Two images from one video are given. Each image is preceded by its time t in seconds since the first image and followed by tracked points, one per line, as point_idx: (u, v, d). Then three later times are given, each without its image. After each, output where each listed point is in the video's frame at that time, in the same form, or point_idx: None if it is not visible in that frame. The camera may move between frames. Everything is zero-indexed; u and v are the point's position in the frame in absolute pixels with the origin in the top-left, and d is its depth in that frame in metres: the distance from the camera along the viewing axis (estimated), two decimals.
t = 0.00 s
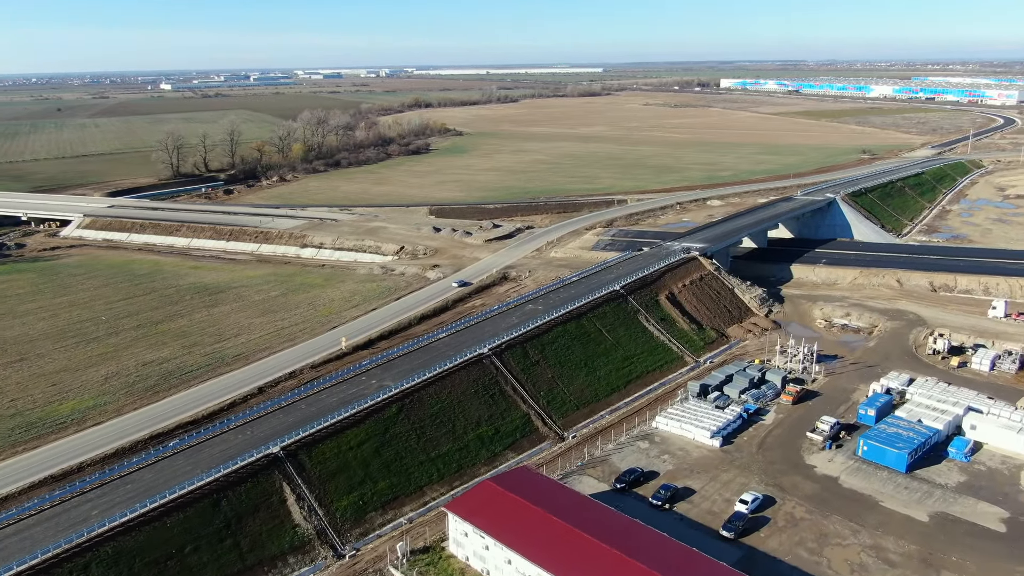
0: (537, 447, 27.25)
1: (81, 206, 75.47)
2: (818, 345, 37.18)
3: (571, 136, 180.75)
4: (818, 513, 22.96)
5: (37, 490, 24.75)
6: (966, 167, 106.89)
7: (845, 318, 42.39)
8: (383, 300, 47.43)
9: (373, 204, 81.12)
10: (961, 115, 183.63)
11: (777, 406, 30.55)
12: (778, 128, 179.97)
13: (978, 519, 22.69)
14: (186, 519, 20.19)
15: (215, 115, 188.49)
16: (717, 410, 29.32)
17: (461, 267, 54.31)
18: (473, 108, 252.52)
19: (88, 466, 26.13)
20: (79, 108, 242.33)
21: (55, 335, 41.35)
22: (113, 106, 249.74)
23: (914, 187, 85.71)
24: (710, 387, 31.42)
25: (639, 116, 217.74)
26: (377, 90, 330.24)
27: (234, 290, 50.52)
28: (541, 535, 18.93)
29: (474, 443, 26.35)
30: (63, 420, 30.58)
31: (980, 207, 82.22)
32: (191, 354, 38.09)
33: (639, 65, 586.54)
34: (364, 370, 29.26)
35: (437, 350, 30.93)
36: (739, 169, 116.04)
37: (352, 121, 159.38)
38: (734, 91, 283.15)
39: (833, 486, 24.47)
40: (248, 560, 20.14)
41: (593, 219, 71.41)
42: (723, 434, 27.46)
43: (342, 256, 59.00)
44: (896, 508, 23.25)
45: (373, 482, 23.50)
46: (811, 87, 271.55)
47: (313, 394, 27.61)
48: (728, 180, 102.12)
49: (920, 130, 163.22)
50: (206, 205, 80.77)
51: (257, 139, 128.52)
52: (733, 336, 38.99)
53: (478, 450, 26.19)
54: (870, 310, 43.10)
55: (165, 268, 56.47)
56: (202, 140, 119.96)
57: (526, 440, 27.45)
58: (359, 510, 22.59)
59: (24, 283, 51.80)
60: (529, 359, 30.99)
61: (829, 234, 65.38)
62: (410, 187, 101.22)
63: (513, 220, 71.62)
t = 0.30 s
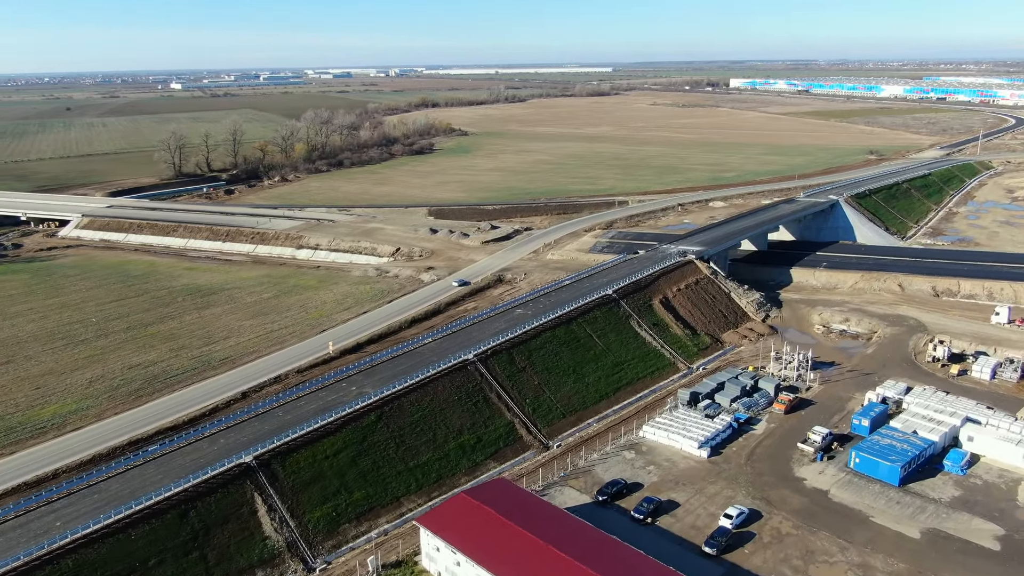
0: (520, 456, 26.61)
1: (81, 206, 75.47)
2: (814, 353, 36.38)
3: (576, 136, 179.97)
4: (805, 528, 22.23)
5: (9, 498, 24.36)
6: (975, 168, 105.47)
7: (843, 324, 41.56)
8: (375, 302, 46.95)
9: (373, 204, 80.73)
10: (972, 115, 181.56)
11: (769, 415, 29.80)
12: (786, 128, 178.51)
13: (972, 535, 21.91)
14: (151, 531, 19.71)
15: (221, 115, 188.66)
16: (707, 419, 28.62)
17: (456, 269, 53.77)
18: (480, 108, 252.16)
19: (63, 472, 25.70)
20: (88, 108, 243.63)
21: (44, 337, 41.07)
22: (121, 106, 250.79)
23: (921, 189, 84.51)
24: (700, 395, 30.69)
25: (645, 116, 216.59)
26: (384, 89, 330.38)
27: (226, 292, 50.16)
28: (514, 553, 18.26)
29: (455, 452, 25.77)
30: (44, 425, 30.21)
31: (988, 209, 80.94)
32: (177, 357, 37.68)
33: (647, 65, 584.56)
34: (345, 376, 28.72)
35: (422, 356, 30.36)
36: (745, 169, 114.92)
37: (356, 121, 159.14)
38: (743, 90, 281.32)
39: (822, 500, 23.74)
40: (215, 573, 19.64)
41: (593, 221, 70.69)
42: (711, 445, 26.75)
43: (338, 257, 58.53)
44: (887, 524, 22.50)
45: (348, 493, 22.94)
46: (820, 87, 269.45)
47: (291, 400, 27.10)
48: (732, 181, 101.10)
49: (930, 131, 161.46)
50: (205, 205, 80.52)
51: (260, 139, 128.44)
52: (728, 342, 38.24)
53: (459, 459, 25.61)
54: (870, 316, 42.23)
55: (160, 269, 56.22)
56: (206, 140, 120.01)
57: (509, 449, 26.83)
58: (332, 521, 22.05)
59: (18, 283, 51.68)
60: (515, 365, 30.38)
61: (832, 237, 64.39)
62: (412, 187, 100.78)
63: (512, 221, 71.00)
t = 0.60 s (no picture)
0: (502, 466, 26.00)
1: (80, 206, 75.43)
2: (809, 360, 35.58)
3: (582, 136, 179.11)
4: (791, 545, 21.52)
5: None
6: (984, 169, 103.95)
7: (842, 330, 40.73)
8: (368, 304, 46.46)
9: (372, 205, 80.28)
10: (984, 115, 179.33)
11: (761, 425, 29.05)
12: (793, 128, 177.02)
13: (964, 554, 21.13)
14: (115, 544, 19.20)
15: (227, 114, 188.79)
16: (695, 429, 27.91)
17: (452, 271, 53.20)
18: (487, 108, 251.64)
19: (38, 479, 25.30)
20: (97, 107, 245.13)
21: (32, 339, 40.81)
22: (129, 105, 251.62)
23: (928, 191, 83.27)
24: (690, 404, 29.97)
25: (652, 116, 215.34)
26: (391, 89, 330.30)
27: (219, 293, 49.80)
28: (486, 567, 17.72)
29: (435, 462, 25.19)
30: (24, 429, 29.87)
31: (996, 211, 79.60)
32: (164, 361, 37.28)
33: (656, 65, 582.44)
34: (325, 383, 28.18)
35: (405, 362, 29.81)
36: (750, 170, 113.78)
37: (361, 121, 158.89)
38: (751, 90, 279.42)
39: (810, 515, 23.00)
40: None
41: (593, 222, 69.98)
42: (699, 456, 26.03)
43: (333, 259, 58.10)
44: (877, 541, 21.75)
45: (322, 504, 22.40)
46: (830, 87, 267.42)
47: (270, 407, 26.58)
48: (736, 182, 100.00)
49: (941, 131, 159.57)
50: (204, 206, 80.32)
51: (264, 139, 128.34)
52: (722, 349, 37.46)
53: (439, 469, 25.05)
54: (870, 321, 41.36)
55: (155, 270, 55.96)
56: (209, 139, 120.00)
57: (491, 459, 26.23)
58: (305, 534, 21.51)
59: (12, 284, 51.54)
60: (500, 372, 29.75)
61: (834, 239, 63.41)
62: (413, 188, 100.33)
63: (511, 223, 70.37)
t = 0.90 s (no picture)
0: (483, 477, 25.40)
1: (81, 206, 75.39)
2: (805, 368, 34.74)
3: (588, 136, 178.12)
4: (776, 563, 20.81)
5: None
6: (994, 171, 102.37)
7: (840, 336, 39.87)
8: (360, 307, 45.95)
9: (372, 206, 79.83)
10: (997, 116, 176.98)
11: (752, 436, 28.32)
12: (802, 129, 175.37)
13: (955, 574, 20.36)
14: (77, 557, 18.72)
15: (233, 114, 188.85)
16: (683, 439, 27.22)
17: (447, 274, 52.63)
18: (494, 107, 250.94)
19: (12, 487, 24.94)
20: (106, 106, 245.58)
21: (21, 341, 40.56)
22: (138, 104, 252.22)
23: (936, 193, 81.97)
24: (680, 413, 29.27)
25: (660, 116, 214.03)
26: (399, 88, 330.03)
27: (212, 295, 49.44)
28: None
29: (413, 472, 24.62)
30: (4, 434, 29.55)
31: (1006, 214, 78.23)
32: (150, 364, 36.88)
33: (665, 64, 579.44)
34: (306, 389, 27.66)
35: (388, 368, 29.28)
36: (756, 171, 112.59)
37: (366, 120, 158.56)
38: (761, 90, 277.36)
39: (797, 531, 22.28)
40: None
41: (593, 224, 69.24)
42: (685, 468, 25.35)
43: (329, 260, 57.67)
44: (865, 559, 21.00)
45: (294, 516, 21.88)
46: (841, 87, 265.06)
47: (247, 415, 26.11)
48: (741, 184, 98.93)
49: (952, 131, 157.61)
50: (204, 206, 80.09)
51: (267, 138, 128.15)
52: (716, 355, 36.71)
53: (418, 479, 24.50)
54: (869, 327, 40.48)
55: (150, 271, 55.70)
56: (213, 139, 119.94)
57: (472, 469, 25.64)
58: (275, 546, 21.02)
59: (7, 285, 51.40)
60: (485, 379, 29.14)
61: (837, 242, 62.40)
62: (415, 188, 99.78)
63: (510, 224, 69.70)
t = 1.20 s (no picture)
0: (460, 488, 24.82)
1: (78, 206, 75.19)
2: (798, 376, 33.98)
3: (592, 136, 177.25)
4: None
5: None
6: (1001, 172, 100.99)
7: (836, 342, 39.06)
8: (350, 311, 45.41)
9: (370, 207, 79.32)
10: (1006, 116, 175.08)
11: (740, 446, 27.60)
12: (808, 129, 173.97)
13: None
14: (34, 570, 18.24)
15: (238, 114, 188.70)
16: (669, 450, 26.54)
17: (440, 276, 52.07)
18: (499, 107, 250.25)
19: None
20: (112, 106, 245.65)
21: (6, 343, 40.26)
22: (144, 104, 252.52)
23: (941, 195, 80.83)
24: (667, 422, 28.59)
25: (665, 116, 212.72)
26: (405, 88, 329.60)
27: (203, 297, 49.05)
28: None
29: (389, 483, 24.05)
30: None
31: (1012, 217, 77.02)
32: (133, 368, 36.46)
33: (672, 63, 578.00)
34: (283, 396, 27.12)
35: (368, 375, 28.70)
36: (759, 172, 111.49)
37: (369, 120, 158.19)
38: (768, 90, 275.51)
39: (781, 548, 21.59)
40: None
41: (591, 226, 68.54)
42: (668, 481, 24.66)
43: (323, 262, 57.19)
44: None
45: (263, 528, 21.35)
46: (849, 87, 262.98)
47: (221, 422, 25.57)
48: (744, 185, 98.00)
49: (960, 132, 155.93)
50: (202, 206, 79.77)
51: (269, 138, 127.85)
52: (708, 362, 36.00)
53: (393, 491, 23.93)
54: (866, 334, 39.65)
55: (143, 272, 55.37)
56: (215, 139, 119.81)
57: (450, 480, 25.06)
58: (242, 560, 20.52)
59: None
60: (468, 387, 28.53)
61: (838, 245, 61.49)
62: (415, 189, 99.24)
63: (507, 226, 69.04)
